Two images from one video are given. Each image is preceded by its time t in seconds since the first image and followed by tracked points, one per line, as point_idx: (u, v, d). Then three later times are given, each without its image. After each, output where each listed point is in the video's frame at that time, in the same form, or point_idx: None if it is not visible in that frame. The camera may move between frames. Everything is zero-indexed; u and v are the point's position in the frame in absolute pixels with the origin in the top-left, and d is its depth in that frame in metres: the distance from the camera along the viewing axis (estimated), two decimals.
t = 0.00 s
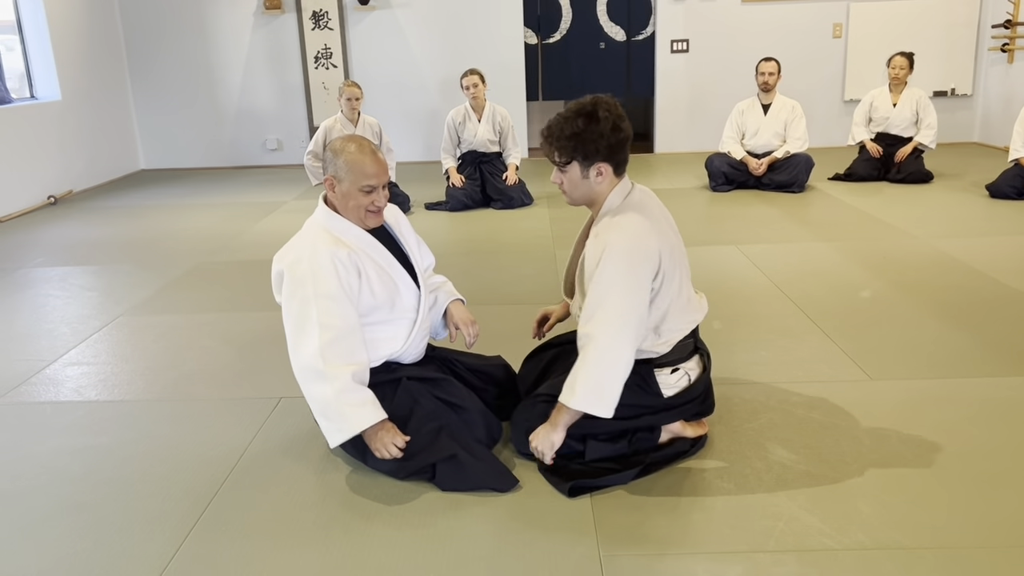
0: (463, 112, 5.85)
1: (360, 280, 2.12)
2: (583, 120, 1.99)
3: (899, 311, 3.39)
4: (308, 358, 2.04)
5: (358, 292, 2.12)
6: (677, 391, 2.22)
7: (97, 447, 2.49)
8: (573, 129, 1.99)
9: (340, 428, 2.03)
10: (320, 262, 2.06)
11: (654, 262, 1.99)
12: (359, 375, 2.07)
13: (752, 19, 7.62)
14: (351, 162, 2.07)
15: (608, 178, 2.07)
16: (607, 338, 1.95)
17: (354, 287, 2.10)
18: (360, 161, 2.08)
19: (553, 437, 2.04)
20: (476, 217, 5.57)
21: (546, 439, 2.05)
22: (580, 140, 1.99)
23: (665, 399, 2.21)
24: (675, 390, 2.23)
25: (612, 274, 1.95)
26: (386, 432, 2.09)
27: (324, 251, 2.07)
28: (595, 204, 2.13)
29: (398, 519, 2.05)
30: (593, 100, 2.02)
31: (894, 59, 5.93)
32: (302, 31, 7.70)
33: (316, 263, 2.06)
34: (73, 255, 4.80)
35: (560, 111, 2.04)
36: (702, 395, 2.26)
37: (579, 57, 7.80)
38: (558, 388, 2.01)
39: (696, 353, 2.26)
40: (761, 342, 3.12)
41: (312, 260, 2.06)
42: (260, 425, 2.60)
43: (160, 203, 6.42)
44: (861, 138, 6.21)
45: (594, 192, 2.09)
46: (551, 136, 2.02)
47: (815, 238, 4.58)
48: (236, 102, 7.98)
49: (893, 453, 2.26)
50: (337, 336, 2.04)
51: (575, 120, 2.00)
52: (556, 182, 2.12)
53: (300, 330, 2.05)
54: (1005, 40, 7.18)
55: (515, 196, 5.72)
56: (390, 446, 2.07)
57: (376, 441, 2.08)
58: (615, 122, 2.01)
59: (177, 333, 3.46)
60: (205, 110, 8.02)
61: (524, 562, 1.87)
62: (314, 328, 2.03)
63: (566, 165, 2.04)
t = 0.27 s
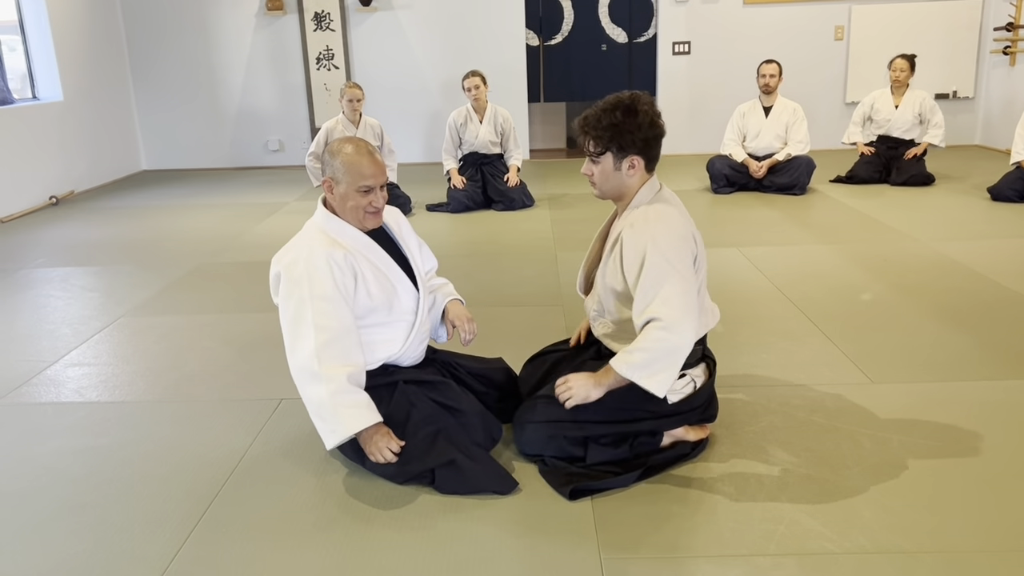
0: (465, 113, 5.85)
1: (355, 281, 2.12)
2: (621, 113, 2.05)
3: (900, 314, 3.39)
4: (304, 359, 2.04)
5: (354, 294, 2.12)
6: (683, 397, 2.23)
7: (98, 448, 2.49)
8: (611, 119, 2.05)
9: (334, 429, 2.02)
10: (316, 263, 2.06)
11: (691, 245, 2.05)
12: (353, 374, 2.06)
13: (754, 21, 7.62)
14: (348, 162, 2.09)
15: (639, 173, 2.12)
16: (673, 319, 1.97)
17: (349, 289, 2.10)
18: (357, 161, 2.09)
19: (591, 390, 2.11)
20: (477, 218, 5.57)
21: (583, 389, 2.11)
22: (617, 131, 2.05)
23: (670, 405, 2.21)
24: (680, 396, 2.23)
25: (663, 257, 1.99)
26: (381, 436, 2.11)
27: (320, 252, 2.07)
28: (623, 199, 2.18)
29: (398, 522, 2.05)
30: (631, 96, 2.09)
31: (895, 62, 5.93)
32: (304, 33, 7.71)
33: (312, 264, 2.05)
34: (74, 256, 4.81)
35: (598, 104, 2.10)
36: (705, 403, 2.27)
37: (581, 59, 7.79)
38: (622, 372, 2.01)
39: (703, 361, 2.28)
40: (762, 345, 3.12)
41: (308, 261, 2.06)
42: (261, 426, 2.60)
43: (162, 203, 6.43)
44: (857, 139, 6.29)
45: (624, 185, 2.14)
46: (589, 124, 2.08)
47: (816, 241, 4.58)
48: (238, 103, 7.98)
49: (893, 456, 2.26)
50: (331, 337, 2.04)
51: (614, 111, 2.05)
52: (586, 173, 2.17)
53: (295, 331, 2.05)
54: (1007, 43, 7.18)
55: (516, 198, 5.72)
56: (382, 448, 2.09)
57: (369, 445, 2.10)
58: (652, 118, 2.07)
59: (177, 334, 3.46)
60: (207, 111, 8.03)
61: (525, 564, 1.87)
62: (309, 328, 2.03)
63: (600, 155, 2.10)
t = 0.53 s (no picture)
0: (466, 114, 5.85)
1: (362, 278, 2.12)
2: (633, 110, 2.06)
3: (900, 316, 3.39)
4: (317, 354, 2.04)
5: (361, 290, 2.12)
6: (685, 402, 2.24)
7: (98, 449, 2.49)
8: (622, 115, 2.06)
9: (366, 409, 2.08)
10: (322, 261, 2.06)
11: (695, 246, 2.03)
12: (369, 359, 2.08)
13: (755, 23, 7.62)
14: (354, 158, 2.09)
15: (648, 170, 2.12)
16: (659, 315, 1.96)
17: (357, 285, 2.11)
18: (362, 158, 2.09)
19: (605, 388, 2.16)
20: (477, 220, 5.58)
21: (599, 385, 2.17)
22: (628, 126, 2.05)
23: (671, 410, 2.22)
24: (682, 401, 2.23)
25: (661, 256, 1.98)
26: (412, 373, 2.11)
27: (325, 250, 2.07)
28: (631, 197, 2.18)
29: (399, 523, 2.05)
30: (644, 95, 2.10)
31: (894, 64, 5.93)
32: (305, 34, 7.72)
33: (317, 262, 2.06)
34: (75, 257, 4.81)
35: (611, 101, 2.11)
36: (705, 408, 2.28)
37: (582, 60, 7.80)
38: (620, 367, 2.04)
39: (705, 366, 2.29)
40: (762, 347, 3.12)
41: (313, 260, 2.06)
42: (261, 427, 2.60)
43: (163, 204, 6.44)
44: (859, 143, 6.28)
45: (632, 182, 2.14)
46: (600, 120, 2.08)
47: (816, 242, 4.58)
48: (239, 104, 7.99)
49: (894, 459, 2.26)
50: (343, 331, 2.05)
51: (626, 108, 2.06)
52: (594, 168, 2.18)
53: (305, 329, 2.06)
54: (1008, 45, 7.19)
55: (516, 199, 5.73)
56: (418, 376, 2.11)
57: (412, 387, 2.11)
58: (663, 117, 2.07)
59: (178, 335, 3.46)
60: (208, 112, 8.04)
61: (525, 565, 1.87)
62: (320, 325, 2.04)
63: (610, 150, 2.10)
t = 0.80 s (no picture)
0: (465, 116, 5.85)
1: (374, 270, 2.14)
2: (630, 115, 2.06)
3: (900, 319, 3.39)
4: (346, 340, 2.05)
5: (374, 284, 2.14)
6: (682, 403, 2.25)
7: (97, 451, 2.49)
8: (619, 120, 2.06)
9: (408, 375, 2.10)
10: (336, 255, 2.08)
11: (692, 252, 2.04)
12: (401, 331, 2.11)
13: (755, 26, 7.63)
14: (357, 156, 2.10)
15: (644, 175, 2.13)
16: (657, 328, 1.97)
17: (371, 278, 2.13)
18: (364, 156, 2.11)
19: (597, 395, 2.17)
20: (477, 222, 5.58)
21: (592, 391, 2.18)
22: (625, 131, 2.06)
23: (668, 411, 2.23)
24: (679, 403, 2.24)
25: (657, 264, 1.99)
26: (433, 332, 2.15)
27: (336, 246, 2.08)
28: (627, 200, 2.18)
29: (398, 524, 2.05)
30: (640, 99, 2.10)
31: (893, 68, 5.93)
32: (305, 35, 7.72)
33: (332, 256, 2.07)
34: (74, 258, 4.80)
35: (607, 105, 2.11)
36: (704, 411, 2.28)
37: (582, 62, 7.81)
38: (619, 380, 2.04)
39: (704, 368, 2.29)
40: (762, 349, 3.12)
41: (327, 254, 2.07)
42: (261, 429, 2.60)
43: (162, 205, 6.44)
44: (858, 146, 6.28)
45: (629, 186, 2.14)
46: (597, 124, 2.08)
47: (815, 245, 4.58)
48: (238, 105, 7.98)
49: (893, 462, 2.26)
50: (366, 316, 2.07)
51: (622, 112, 2.06)
52: (591, 172, 2.18)
53: (328, 320, 2.06)
54: (1007, 48, 7.20)
55: (516, 201, 5.74)
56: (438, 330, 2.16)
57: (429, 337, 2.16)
58: (660, 122, 2.08)
59: (177, 338, 3.46)
60: (207, 114, 8.04)
61: (524, 567, 1.87)
62: (344, 312, 2.05)
63: (606, 155, 2.10)
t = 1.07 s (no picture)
0: (464, 117, 5.84)
1: (387, 272, 2.13)
2: (628, 116, 2.06)
3: (898, 319, 3.40)
4: (359, 341, 2.05)
5: (385, 283, 2.13)
6: (682, 403, 2.25)
7: (96, 451, 2.49)
8: (616, 120, 2.07)
9: (415, 389, 2.11)
10: (349, 254, 2.07)
11: (695, 250, 2.04)
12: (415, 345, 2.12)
13: (753, 27, 7.64)
14: (371, 152, 2.12)
15: (643, 174, 2.13)
16: (662, 327, 1.97)
17: (383, 277, 2.13)
18: (376, 153, 2.12)
19: (598, 394, 2.19)
20: (475, 223, 5.58)
21: (593, 389, 2.20)
22: (623, 131, 2.06)
23: (667, 411, 2.23)
24: (678, 403, 2.24)
25: (659, 263, 1.99)
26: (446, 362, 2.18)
27: (352, 245, 2.08)
28: (626, 201, 2.18)
29: (398, 523, 2.06)
30: (638, 99, 2.11)
31: (890, 72, 5.93)
32: (304, 36, 7.72)
33: (346, 254, 2.06)
34: (73, 259, 4.80)
35: (605, 107, 2.11)
36: (703, 411, 2.29)
37: (580, 63, 7.82)
38: (623, 379, 2.04)
39: (703, 368, 2.30)
40: (761, 350, 3.13)
41: (341, 252, 2.06)
42: (260, 429, 2.60)
43: (161, 206, 6.44)
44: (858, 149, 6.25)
45: (627, 187, 2.14)
46: (595, 126, 2.09)
47: (814, 245, 4.59)
48: (237, 106, 7.99)
49: (892, 462, 2.26)
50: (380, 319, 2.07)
51: (620, 113, 2.07)
52: (589, 174, 2.18)
53: (341, 319, 2.05)
54: (1004, 49, 7.21)
55: (514, 202, 5.75)
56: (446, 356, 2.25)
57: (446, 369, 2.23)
58: (658, 122, 2.08)
59: (177, 338, 3.46)
60: (206, 115, 8.04)
61: (524, 567, 1.87)
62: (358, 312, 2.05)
63: (605, 156, 2.10)
